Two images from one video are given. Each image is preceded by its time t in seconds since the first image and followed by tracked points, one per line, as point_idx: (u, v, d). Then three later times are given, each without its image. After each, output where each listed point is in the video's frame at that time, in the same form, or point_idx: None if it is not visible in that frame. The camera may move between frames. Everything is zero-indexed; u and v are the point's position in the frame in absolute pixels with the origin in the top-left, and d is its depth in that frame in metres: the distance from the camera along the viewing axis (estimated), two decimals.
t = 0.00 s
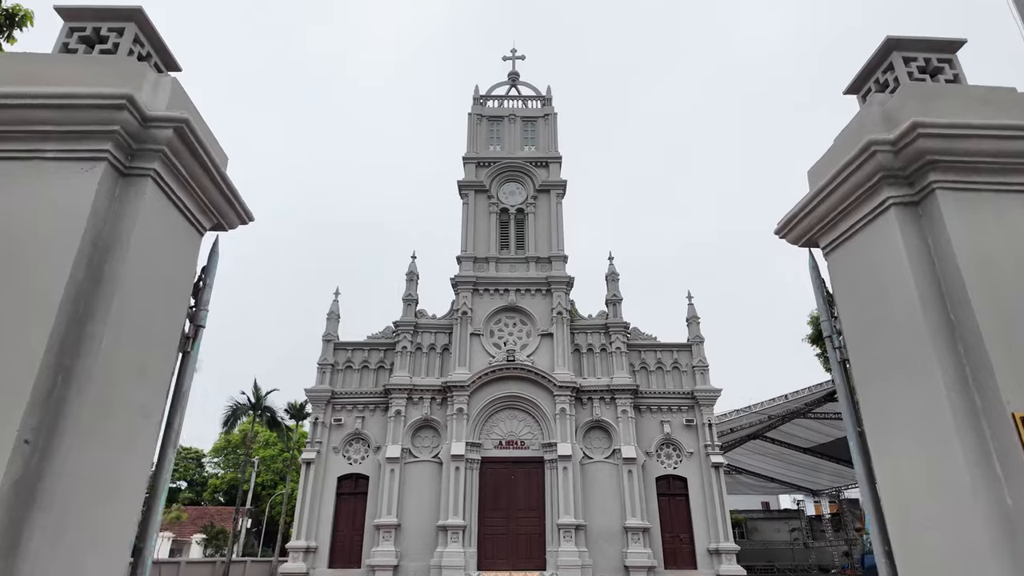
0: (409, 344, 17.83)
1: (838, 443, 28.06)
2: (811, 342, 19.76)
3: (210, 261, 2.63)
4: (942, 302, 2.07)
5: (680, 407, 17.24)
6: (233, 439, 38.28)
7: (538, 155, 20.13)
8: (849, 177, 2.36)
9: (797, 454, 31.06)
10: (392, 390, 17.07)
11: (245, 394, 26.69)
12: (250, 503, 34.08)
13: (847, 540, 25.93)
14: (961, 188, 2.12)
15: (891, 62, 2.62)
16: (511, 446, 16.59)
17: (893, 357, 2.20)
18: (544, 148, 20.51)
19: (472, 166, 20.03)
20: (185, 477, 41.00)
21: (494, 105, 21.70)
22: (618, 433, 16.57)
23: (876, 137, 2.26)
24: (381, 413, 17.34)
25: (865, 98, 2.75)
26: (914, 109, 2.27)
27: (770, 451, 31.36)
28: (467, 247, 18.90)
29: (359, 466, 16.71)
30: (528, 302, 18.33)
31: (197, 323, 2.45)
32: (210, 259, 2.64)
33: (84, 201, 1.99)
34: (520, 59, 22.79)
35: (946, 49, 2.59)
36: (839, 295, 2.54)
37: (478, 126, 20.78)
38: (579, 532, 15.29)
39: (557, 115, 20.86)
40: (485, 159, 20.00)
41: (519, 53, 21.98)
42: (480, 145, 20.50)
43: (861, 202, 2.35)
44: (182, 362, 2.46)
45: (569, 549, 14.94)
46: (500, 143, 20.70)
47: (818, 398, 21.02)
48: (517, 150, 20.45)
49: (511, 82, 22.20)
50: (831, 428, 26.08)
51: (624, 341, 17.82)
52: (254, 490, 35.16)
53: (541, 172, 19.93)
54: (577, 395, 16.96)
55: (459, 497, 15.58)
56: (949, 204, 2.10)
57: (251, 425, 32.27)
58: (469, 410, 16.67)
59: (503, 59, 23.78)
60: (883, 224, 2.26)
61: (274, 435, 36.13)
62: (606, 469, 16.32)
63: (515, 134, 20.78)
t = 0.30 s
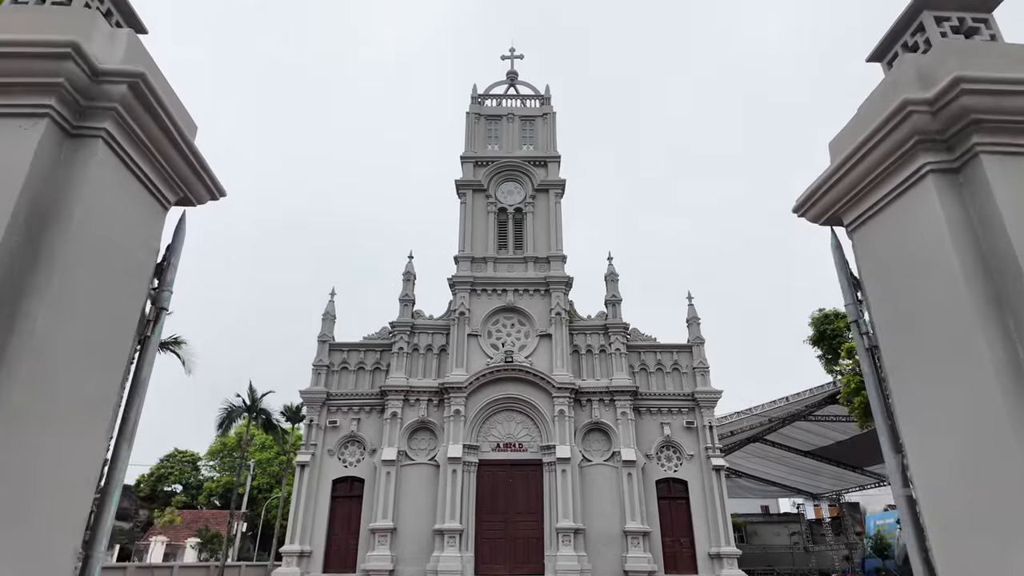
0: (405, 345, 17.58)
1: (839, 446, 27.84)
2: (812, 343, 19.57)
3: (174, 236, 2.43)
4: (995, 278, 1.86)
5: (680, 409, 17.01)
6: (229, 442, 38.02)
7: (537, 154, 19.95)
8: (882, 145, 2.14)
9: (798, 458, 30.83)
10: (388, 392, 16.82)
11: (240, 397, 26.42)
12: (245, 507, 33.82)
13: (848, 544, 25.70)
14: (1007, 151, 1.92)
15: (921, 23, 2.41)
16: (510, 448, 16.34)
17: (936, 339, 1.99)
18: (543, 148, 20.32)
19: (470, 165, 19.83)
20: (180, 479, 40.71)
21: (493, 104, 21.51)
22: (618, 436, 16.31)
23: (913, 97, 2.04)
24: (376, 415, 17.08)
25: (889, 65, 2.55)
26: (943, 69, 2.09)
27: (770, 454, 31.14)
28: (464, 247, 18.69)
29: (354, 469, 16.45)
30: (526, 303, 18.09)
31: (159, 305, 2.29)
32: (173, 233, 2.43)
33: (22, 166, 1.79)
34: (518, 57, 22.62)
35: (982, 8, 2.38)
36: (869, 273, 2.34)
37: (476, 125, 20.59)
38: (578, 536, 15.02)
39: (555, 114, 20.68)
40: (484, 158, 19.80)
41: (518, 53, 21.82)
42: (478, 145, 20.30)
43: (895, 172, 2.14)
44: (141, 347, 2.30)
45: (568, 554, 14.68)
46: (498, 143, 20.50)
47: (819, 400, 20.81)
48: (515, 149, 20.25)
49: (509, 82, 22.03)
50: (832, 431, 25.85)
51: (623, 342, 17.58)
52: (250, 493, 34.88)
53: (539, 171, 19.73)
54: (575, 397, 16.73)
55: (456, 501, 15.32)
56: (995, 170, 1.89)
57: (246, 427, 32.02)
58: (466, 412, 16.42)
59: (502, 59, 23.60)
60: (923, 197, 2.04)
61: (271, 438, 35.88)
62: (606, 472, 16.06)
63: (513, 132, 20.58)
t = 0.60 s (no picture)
0: (403, 345, 17.31)
1: (841, 449, 27.58)
2: (814, 344, 19.35)
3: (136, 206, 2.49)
4: None
5: (681, 411, 16.76)
6: (226, 444, 37.65)
7: (537, 153, 19.74)
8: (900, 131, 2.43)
9: (799, 461, 30.58)
10: (385, 392, 16.55)
11: (235, 398, 26.10)
12: (241, 510, 33.51)
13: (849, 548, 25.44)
14: None
15: None
16: (508, 450, 16.10)
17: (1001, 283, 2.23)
18: (542, 146, 20.10)
19: (469, 164, 19.63)
20: (176, 482, 40.34)
21: (492, 103, 21.29)
22: (618, 437, 16.09)
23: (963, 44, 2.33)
24: (373, 416, 16.81)
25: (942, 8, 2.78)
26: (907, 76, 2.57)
27: (771, 457, 30.86)
28: (462, 246, 18.47)
29: (350, 471, 16.16)
30: (525, 303, 17.86)
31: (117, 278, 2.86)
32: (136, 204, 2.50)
33: None
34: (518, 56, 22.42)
35: None
36: (896, 249, 2.77)
37: (475, 124, 20.39)
38: (577, 539, 14.77)
39: (555, 113, 20.47)
40: (483, 156, 19.59)
41: (518, 51, 21.63)
42: (477, 143, 20.08)
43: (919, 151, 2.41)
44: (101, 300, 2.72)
45: (568, 557, 14.42)
46: (497, 141, 20.30)
47: (822, 402, 20.57)
48: (515, 148, 20.05)
49: (508, 80, 21.84)
50: (834, 433, 25.59)
51: (624, 343, 17.35)
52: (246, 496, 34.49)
53: (539, 170, 19.52)
54: (576, 398, 16.49)
55: (453, 503, 15.06)
56: None
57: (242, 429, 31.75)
58: (464, 413, 16.17)
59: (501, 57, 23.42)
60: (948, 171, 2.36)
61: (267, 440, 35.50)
62: (606, 474, 15.82)
63: (512, 131, 20.37)
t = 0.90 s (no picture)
0: (401, 346, 17.08)
1: (843, 451, 27.32)
2: (817, 346, 19.11)
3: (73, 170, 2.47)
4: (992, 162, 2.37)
5: (683, 413, 16.51)
6: (222, 447, 37.34)
7: (536, 152, 19.54)
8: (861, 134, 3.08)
9: (800, 464, 30.31)
10: (382, 394, 16.30)
11: (231, 400, 25.83)
12: (238, 514, 33.24)
13: (852, 552, 25.18)
14: None
15: None
16: (507, 452, 15.84)
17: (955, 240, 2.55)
18: (541, 145, 19.91)
19: (467, 163, 19.44)
20: (172, 486, 40.06)
21: (491, 102, 21.10)
22: (618, 440, 15.83)
23: None
24: (370, 418, 16.56)
25: None
26: (896, 69, 3.01)
27: (772, 460, 30.60)
28: (461, 246, 18.24)
29: (347, 474, 15.90)
30: (524, 303, 17.63)
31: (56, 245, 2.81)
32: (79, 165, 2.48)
33: None
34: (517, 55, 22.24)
35: None
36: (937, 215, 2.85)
37: (474, 123, 20.19)
38: (577, 544, 14.49)
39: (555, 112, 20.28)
40: (481, 155, 19.39)
41: (517, 50, 21.46)
42: (476, 142, 19.88)
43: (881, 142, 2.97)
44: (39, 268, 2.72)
45: (568, 562, 14.16)
46: (496, 140, 20.10)
47: (825, 405, 20.31)
48: (514, 147, 19.84)
49: (508, 80, 21.66)
50: (836, 437, 25.34)
51: (624, 344, 17.11)
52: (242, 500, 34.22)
53: (539, 169, 19.31)
54: (575, 400, 16.24)
55: (451, 507, 14.80)
56: None
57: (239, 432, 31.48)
58: (463, 415, 15.92)
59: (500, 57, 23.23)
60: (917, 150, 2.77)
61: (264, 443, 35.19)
62: (606, 477, 15.55)
63: (512, 130, 20.17)
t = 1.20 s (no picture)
0: (398, 348, 16.84)
1: (845, 456, 27.04)
2: (819, 348, 18.88)
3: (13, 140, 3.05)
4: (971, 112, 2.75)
5: (684, 416, 16.26)
6: (219, 452, 37.00)
7: (535, 153, 19.35)
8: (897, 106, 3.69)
9: (802, 469, 30.03)
10: (379, 397, 16.04)
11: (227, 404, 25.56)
12: (235, 520, 32.89)
13: (854, 557, 24.89)
14: None
15: None
16: (505, 456, 15.58)
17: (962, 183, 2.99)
18: (541, 146, 19.72)
19: (466, 163, 19.27)
20: (169, 491, 39.72)
21: (490, 102, 20.91)
22: (619, 443, 15.57)
23: None
24: (366, 421, 16.29)
25: None
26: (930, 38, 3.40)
27: (773, 465, 30.31)
28: (459, 247, 18.03)
29: (342, 479, 15.63)
30: (523, 305, 17.39)
31: None
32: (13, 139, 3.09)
33: None
34: (516, 56, 22.10)
35: None
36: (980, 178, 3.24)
37: (472, 123, 20.01)
38: (577, 549, 14.21)
39: (554, 112, 20.11)
40: (480, 156, 19.20)
41: (516, 50, 21.31)
42: (475, 143, 19.70)
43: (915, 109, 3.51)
44: None
45: (567, 568, 13.90)
46: (495, 141, 19.91)
47: (828, 408, 20.06)
48: (513, 148, 19.65)
49: (507, 80, 21.50)
50: (839, 441, 25.07)
51: (624, 346, 16.87)
52: (239, 505, 33.87)
53: (538, 169, 19.11)
54: (575, 403, 15.99)
55: (449, 512, 14.53)
56: None
57: (236, 437, 31.16)
58: (461, 418, 15.66)
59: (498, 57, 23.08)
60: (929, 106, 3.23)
61: (261, 448, 34.86)
62: (607, 481, 15.30)
63: (510, 130, 19.99)
